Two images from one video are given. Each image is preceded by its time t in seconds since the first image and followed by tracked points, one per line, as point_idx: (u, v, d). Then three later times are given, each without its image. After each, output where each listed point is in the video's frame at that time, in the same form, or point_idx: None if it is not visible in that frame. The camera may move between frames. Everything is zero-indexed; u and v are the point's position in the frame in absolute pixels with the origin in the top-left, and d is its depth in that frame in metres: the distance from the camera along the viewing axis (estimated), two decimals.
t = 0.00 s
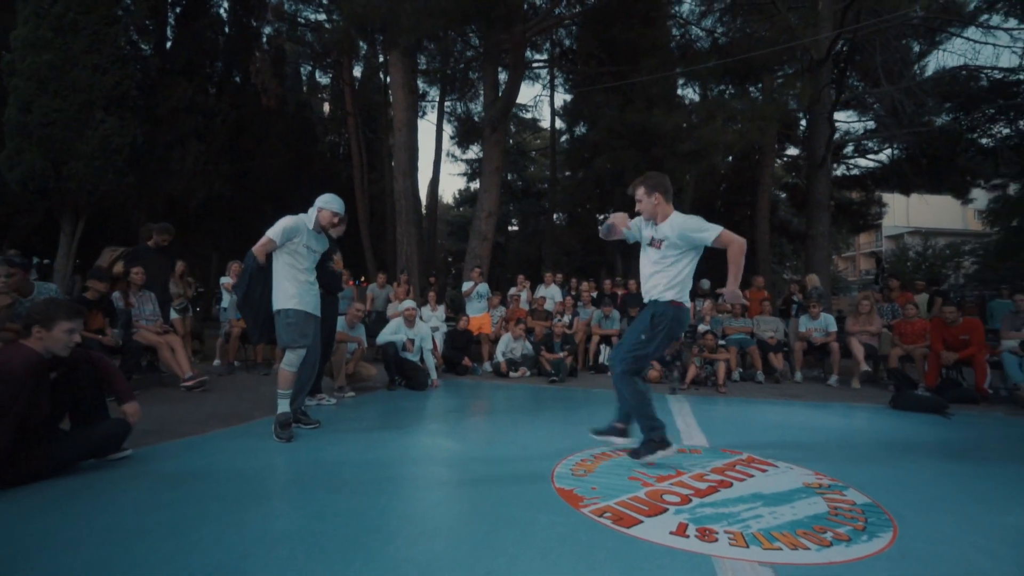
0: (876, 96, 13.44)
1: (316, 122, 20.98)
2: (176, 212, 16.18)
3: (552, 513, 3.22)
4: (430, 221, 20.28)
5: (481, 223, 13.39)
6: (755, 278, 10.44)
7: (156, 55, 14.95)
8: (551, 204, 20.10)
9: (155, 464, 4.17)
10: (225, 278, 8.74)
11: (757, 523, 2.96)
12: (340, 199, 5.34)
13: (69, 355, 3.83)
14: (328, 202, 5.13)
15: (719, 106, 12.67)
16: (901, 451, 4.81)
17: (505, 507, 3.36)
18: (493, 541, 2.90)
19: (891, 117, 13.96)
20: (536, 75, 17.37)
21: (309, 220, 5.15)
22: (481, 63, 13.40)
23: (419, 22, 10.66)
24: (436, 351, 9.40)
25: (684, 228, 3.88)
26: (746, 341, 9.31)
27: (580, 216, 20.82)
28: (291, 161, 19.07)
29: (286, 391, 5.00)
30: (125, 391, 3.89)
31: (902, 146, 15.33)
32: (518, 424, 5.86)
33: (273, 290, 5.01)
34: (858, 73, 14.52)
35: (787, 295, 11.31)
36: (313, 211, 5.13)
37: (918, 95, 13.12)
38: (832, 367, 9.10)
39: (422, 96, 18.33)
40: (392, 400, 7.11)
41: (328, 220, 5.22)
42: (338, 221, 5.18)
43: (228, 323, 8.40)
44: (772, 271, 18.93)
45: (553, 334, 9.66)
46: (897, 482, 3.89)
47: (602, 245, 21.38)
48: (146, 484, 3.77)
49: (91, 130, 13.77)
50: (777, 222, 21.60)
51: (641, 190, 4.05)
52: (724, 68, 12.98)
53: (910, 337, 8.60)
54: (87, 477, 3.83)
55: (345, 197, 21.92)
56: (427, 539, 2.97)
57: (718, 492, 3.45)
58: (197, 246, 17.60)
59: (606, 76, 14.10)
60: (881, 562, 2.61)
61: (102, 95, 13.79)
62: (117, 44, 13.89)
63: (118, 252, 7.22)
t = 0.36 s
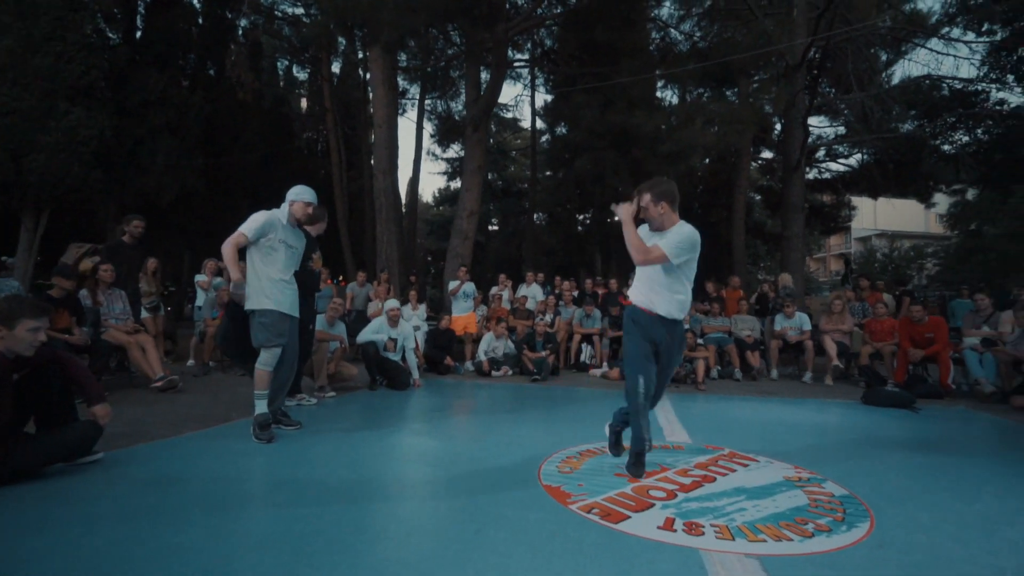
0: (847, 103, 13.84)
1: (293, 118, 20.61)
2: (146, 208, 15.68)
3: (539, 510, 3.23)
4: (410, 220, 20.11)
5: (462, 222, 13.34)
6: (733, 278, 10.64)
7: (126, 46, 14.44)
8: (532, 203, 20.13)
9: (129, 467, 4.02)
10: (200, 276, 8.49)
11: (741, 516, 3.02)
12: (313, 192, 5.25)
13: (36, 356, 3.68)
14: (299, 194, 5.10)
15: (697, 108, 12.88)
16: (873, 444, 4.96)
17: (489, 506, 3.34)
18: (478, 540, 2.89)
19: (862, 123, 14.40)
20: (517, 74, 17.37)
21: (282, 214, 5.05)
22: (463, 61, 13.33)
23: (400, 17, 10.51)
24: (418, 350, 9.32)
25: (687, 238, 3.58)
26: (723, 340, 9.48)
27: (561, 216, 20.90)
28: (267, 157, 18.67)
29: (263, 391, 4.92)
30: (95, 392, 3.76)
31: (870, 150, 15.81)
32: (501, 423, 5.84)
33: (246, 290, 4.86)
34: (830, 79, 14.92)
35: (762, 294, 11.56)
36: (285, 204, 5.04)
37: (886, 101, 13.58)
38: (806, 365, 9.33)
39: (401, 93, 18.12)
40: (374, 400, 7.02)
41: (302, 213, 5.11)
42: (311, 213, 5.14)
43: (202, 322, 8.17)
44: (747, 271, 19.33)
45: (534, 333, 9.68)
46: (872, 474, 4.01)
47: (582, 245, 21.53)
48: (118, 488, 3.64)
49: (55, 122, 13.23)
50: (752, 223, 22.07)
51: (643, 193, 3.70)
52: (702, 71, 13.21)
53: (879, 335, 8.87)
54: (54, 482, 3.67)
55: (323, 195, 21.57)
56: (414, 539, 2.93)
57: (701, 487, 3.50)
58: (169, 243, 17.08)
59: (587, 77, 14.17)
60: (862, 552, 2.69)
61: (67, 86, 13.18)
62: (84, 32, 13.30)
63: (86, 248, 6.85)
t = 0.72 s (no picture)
0: (823, 108, 14.17)
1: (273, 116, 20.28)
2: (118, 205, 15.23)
3: (523, 510, 3.22)
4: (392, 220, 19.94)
5: (445, 222, 13.28)
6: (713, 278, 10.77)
7: (98, 38, 14.02)
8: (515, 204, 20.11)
9: (100, 473, 3.89)
10: (175, 276, 8.28)
11: (724, 512, 3.05)
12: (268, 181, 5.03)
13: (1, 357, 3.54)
14: (253, 186, 4.87)
15: (678, 110, 13.04)
16: (849, 441, 5.07)
17: (473, 507, 3.32)
18: (463, 541, 2.87)
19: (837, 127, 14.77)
20: (501, 75, 17.38)
21: (242, 211, 4.88)
22: (446, 60, 13.26)
23: (383, 15, 10.40)
24: (400, 351, 9.24)
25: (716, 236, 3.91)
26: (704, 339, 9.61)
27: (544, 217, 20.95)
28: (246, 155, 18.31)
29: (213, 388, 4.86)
30: (65, 394, 3.63)
31: (845, 155, 16.21)
32: (484, 424, 5.82)
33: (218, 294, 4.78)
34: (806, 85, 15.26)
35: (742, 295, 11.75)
36: (242, 201, 4.86)
37: (860, 107, 13.95)
38: (784, 363, 9.51)
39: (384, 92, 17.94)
40: (356, 402, 6.93)
41: (261, 206, 4.92)
42: (270, 204, 4.96)
43: (178, 322, 7.97)
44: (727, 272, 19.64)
45: (518, 333, 9.68)
46: (848, 469, 4.09)
47: (565, 246, 21.63)
48: (89, 495, 3.51)
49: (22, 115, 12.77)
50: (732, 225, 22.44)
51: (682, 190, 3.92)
52: (683, 75, 13.38)
53: (854, 334, 9.09)
54: (20, 489, 3.54)
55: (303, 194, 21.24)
56: (396, 541, 2.90)
57: (684, 484, 3.53)
58: (142, 242, 16.63)
59: (570, 78, 14.20)
60: (839, 546, 2.74)
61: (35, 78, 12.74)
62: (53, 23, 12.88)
63: (54, 244, 6.47)
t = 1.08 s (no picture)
0: (794, 113, 14.55)
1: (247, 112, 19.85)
2: (81, 202, 14.69)
3: (496, 509, 3.22)
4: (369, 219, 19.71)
5: (422, 221, 13.19)
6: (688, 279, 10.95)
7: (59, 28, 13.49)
8: (494, 204, 20.11)
9: (58, 480, 3.75)
10: (141, 275, 8.02)
11: (693, 507, 3.11)
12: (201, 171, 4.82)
13: None
14: (186, 177, 4.67)
15: (654, 113, 13.21)
16: (816, 436, 5.20)
17: (445, 508, 3.30)
18: (436, 541, 2.85)
19: (807, 132, 15.16)
20: (479, 74, 17.36)
21: (180, 205, 4.69)
22: (424, 59, 13.17)
23: (360, 12, 10.28)
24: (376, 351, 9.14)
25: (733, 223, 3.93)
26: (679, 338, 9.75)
27: (522, 217, 20.98)
28: (217, 151, 17.87)
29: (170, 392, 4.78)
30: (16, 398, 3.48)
31: (815, 159, 16.67)
32: (460, 423, 5.79)
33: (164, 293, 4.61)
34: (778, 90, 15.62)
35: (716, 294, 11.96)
36: (178, 195, 4.66)
37: (829, 112, 14.35)
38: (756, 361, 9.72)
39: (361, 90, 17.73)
40: (329, 403, 6.83)
41: (198, 196, 4.72)
42: (208, 193, 4.78)
43: (143, 323, 7.72)
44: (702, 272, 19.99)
45: (495, 333, 9.68)
46: (813, 462, 4.21)
47: (543, 246, 21.71)
48: (45, 502, 3.38)
49: None
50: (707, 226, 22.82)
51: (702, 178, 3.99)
52: (658, 78, 13.55)
53: (822, 332, 9.35)
54: None
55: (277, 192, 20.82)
56: (369, 543, 2.85)
57: (656, 480, 3.58)
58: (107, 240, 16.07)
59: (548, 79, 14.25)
60: (801, 537, 2.82)
61: None
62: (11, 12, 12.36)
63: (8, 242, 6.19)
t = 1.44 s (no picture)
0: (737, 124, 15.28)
1: (188, 103, 18.87)
2: None
3: (433, 510, 3.24)
4: (320, 218, 19.16)
5: (373, 221, 12.97)
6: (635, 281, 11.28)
7: None
8: (449, 204, 20.00)
9: None
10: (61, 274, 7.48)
11: (623, 501, 3.24)
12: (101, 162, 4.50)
13: None
14: (81, 168, 4.40)
15: (604, 119, 13.55)
16: (746, 430, 5.49)
17: (384, 510, 3.29)
18: (375, 544, 2.84)
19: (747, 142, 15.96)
20: (434, 74, 17.25)
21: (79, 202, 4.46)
22: (377, 56, 12.94)
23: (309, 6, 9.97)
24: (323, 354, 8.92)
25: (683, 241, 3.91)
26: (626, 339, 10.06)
27: (477, 218, 20.94)
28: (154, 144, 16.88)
29: (82, 400, 4.50)
30: None
31: (756, 168, 17.58)
32: (406, 425, 5.74)
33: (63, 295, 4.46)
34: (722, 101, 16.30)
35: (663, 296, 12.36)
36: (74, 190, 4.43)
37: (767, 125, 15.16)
38: (698, 361, 10.15)
39: (311, 85, 17.22)
40: (270, 407, 6.61)
41: (97, 190, 4.44)
42: (108, 184, 4.50)
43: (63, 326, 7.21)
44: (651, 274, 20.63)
45: (446, 335, 9.67)
46: (740, 454, 4.46)
47: (498, 247, 21.79)
48: None
49: None
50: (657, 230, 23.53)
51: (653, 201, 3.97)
52: (609, 85, 13.89)
53: (757, 332, 9.88)
54: None
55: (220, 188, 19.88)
56: (307, 549, 2.80)
57: (591, 477, 3.70)
58: (26, 236, 14.88)
59: (504, 82, 14.32)
60: (719, 524, 3.00)
61: None
62: None
63: None
